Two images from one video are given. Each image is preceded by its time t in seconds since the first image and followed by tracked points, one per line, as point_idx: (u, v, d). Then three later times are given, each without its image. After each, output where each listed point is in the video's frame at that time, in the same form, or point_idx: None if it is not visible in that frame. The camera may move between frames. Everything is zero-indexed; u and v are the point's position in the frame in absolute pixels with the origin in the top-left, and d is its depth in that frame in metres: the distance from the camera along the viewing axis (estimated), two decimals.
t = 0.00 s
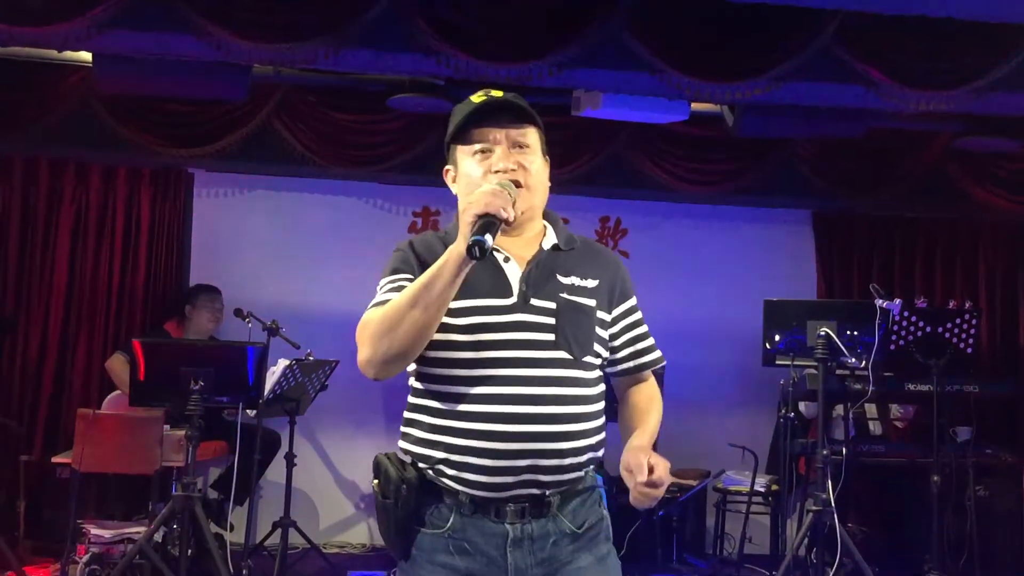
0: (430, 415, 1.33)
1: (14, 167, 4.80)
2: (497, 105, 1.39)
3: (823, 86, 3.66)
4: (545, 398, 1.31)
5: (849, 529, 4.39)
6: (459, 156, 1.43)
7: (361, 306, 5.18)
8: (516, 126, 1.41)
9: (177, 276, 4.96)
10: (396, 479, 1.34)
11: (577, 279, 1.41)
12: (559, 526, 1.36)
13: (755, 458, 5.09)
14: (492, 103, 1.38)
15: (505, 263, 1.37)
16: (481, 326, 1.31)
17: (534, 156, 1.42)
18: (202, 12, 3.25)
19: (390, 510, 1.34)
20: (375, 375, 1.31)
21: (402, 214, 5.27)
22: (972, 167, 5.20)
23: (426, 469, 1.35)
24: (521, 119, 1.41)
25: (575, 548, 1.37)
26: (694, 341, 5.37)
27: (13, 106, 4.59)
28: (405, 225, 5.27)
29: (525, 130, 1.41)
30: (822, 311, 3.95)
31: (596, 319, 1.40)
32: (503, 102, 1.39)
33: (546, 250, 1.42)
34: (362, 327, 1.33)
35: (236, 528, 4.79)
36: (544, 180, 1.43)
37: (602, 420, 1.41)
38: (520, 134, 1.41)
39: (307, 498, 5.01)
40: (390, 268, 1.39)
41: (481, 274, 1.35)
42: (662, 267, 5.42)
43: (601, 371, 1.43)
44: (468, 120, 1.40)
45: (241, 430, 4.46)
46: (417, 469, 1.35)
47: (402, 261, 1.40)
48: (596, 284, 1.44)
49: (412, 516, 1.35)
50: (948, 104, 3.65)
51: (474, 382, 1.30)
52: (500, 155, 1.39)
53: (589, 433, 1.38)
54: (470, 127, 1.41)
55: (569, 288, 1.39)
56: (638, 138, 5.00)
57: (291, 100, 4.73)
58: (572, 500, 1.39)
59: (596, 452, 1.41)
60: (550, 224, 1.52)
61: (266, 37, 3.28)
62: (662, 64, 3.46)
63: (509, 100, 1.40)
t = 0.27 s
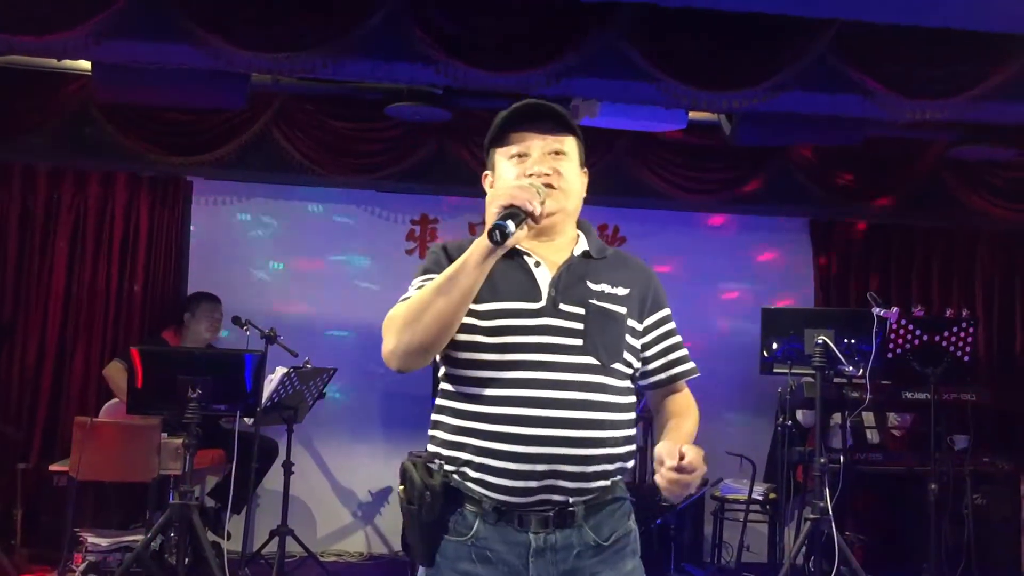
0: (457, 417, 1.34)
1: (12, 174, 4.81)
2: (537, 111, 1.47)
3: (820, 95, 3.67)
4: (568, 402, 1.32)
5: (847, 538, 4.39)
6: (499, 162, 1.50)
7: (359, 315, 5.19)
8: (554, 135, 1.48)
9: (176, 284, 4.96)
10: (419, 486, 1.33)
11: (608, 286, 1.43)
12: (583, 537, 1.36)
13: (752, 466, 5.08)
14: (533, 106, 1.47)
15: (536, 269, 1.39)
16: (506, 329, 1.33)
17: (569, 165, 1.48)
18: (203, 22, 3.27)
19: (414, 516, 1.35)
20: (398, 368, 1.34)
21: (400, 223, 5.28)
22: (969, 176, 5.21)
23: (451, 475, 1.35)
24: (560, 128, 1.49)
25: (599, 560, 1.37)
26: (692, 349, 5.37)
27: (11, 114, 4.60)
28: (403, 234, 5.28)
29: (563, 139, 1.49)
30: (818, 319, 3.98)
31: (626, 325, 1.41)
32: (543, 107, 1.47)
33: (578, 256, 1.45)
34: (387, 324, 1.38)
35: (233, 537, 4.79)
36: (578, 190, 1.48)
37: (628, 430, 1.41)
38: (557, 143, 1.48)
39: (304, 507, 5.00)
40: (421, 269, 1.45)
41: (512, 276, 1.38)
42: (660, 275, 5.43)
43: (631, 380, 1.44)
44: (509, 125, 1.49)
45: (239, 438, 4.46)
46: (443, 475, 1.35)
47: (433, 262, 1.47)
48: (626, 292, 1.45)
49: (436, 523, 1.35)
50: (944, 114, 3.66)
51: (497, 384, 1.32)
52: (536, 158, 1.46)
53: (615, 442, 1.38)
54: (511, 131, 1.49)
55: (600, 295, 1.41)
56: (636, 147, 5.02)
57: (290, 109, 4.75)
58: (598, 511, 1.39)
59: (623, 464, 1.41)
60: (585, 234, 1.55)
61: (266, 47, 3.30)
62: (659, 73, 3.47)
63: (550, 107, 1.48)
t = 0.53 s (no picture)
0: (484, 415, 1.37)
1: (5, 177, 4.80)
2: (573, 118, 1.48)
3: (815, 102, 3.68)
4: (592, 403, 1.34)
5: (840, 544, 4.39)
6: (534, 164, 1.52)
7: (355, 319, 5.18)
8: (591, 143, 1.49)
9: (171, 289, 4.97)
10: (445, 486, 1.41)
11: (637, 290, 1.45)
12: (607, 542, 1.38)
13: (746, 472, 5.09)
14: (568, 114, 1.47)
15: (566, 269, 1.42)
16: (530, 328, 1.37)
17: (605, 174, 1.49)
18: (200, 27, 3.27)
19: (440, 516, 1.41)
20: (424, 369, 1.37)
21: (396, 227, 5.29)
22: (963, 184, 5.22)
23: (477, 478, 1.41)
24: (595, 136, 1.49)
25: (623, 565, 1.39)
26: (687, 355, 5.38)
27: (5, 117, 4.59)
28: (398, 238, 5.28)
29: (600, 147, 1.49)
30: (811, 326, 4.05)
31: (654, 329, 1.42)
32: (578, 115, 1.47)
33: (609, 260, 1.47)
34: (415, 322, 1.41)
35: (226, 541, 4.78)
36: (610, 199, 1.49)
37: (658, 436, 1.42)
38: (594, 151, 1.49)
39: (298, 511, 4.99)
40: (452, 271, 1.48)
41: (540, 277, 1.41)
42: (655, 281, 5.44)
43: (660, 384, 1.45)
44: (546, 130, 1.50)
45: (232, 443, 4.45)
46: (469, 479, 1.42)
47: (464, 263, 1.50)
48: (656, 296, 1.46)
49: (463, 524, 1.40)
50: (939, 121, 3.67)
51: (521, 381, 1.35)
52: (570, 166, 1.47)
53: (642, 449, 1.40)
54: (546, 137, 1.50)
55: (628, 298, 1.43)
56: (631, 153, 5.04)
57: (285, 113, 4.75)
58: (623, 518, 1.41)
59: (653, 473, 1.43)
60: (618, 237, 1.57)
61: (263, 52, 3.30)
62: (655, 81, 3.48)
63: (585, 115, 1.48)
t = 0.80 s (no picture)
0: (501, 417, 1.39)
1: None
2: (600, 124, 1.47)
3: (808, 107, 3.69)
4: (601, 407, 1.32)
5: (831, 548, 4.40)
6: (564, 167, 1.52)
7: (347, 322, 5.18)
8: (620, 148, 1.48)
9: (162, 291, 4.96)
10: (462, 480, 1.41)
11: (659, 298, 1.42)
12: (620, 545, 1.34)
13: (737, 476, 5.10)
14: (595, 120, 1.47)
15: (588, 276, 1.43)
16: (546, 332, 1.38)
17: (633, 179, 1.48)
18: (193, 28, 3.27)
19: (457, 510, 1.40)
20: (442, 372, 1.41)
21: (388, 230, 5.29)
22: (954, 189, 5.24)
23: (494, 475, 1.40)
24: (625, 142, 1.48)
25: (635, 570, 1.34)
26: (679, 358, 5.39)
27: None
28: (390, 241, 5.28)
29: (629, 153, 1.48)
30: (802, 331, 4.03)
31: (675, 338, 1.39)
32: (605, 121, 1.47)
33: (632, 266, 1.46)
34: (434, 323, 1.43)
35: (217, 544, 4.77)
36: (637, 205, 1.48)
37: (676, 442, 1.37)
38: (621, 156, 1.48)
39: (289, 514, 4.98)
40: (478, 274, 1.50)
41: (560, 282, 1.42)
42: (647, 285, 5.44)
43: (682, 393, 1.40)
44: (577, 134, 1.50)
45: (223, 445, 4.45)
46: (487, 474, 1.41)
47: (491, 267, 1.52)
48: (680, 304, 1.43)
49: (480, 519, 1.40)
50: (930, 127, 3.67)
51: (533, 385, 1.36)
52: (596, 171, 1.47)
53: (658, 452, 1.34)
54: (576, 142, 1.51)
55: (649, 305, 1.40)
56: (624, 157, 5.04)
57: (278, 115, 4.74)
58: (640, 522, 1.35)
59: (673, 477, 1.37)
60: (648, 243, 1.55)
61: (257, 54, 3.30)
62: (648, 85, 3.48)
63: (614, 121, 1.48)
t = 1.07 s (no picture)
0: (504, 416, 1.40)
1: None
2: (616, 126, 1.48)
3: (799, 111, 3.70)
4: (597, 413, 1.31)
5: (821, 550, 4.41)
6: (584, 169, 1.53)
7: (339, 324, 5.17)
8: (636, 149, 1.48)
9: (153, 292, 4.94)
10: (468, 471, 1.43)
11: (670, 304, 1.39)
12: (613, 548, 1.34)
13: (728, 479, 5.11)
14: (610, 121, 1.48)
15: (599, 279, 1.42)
16: (553, 333, 1.39)
17: (649, 181, 1.47)
18: (185, 29, 3.26)
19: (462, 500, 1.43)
20: (444, 368, 1.42)
21: (380, 231, 5.28)
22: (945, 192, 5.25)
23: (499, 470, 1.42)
24: (642, 143, 1.48)
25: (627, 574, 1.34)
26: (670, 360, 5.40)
27: None
28: (382, 243, 5.27)
29: (645, 153, 1.48)
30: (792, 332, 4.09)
31: (682, 346, 1.37)
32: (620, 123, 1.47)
33: (645, 270, 1.44)
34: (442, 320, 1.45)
35: (207, 546, 4.76)
36: (652, 206, 1.47)
37: (676, 451, 1.36)
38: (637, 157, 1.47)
39: (280, 515, 4.98)
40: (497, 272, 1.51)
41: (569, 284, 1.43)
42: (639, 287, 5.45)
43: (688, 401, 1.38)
44: (597, 136, 1.51)
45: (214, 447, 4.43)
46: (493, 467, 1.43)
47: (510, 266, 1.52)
48: (691, 312, 1.40)
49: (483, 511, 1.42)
50: (920, 130, 3.68)
51: (535, 385, 1.37)
52: (612, 172, 1.48)
53: (656, 458, 1.33)
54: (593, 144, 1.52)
55: (657, 311, 1.38)
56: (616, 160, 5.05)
57: (269, 117, 4.74)
58: (636, 527, 1.35)
59: (673, 483, 1.36)
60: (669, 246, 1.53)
61: (248, 55, 3.29)
62: (640, 87, 3.49)
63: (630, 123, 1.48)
